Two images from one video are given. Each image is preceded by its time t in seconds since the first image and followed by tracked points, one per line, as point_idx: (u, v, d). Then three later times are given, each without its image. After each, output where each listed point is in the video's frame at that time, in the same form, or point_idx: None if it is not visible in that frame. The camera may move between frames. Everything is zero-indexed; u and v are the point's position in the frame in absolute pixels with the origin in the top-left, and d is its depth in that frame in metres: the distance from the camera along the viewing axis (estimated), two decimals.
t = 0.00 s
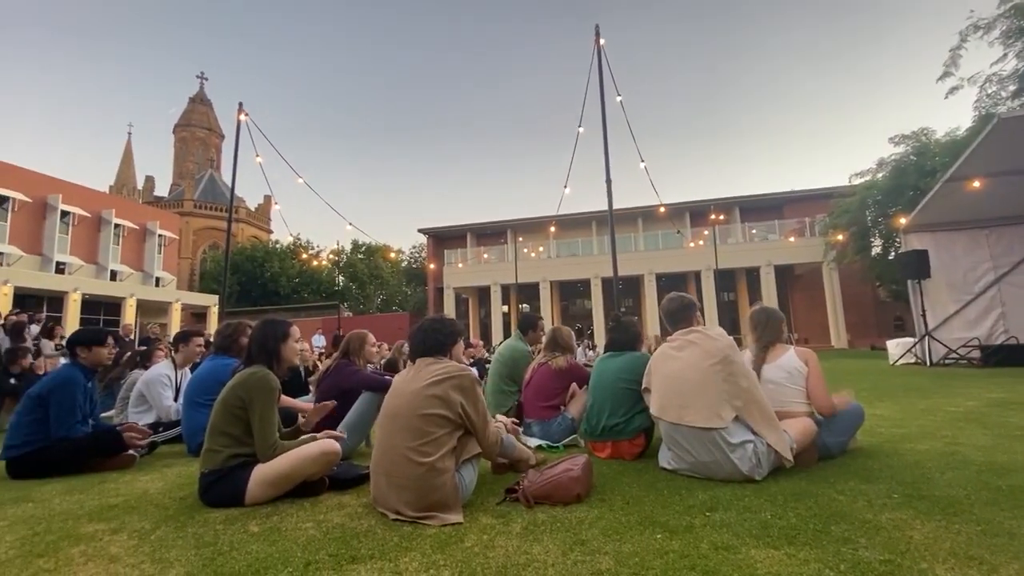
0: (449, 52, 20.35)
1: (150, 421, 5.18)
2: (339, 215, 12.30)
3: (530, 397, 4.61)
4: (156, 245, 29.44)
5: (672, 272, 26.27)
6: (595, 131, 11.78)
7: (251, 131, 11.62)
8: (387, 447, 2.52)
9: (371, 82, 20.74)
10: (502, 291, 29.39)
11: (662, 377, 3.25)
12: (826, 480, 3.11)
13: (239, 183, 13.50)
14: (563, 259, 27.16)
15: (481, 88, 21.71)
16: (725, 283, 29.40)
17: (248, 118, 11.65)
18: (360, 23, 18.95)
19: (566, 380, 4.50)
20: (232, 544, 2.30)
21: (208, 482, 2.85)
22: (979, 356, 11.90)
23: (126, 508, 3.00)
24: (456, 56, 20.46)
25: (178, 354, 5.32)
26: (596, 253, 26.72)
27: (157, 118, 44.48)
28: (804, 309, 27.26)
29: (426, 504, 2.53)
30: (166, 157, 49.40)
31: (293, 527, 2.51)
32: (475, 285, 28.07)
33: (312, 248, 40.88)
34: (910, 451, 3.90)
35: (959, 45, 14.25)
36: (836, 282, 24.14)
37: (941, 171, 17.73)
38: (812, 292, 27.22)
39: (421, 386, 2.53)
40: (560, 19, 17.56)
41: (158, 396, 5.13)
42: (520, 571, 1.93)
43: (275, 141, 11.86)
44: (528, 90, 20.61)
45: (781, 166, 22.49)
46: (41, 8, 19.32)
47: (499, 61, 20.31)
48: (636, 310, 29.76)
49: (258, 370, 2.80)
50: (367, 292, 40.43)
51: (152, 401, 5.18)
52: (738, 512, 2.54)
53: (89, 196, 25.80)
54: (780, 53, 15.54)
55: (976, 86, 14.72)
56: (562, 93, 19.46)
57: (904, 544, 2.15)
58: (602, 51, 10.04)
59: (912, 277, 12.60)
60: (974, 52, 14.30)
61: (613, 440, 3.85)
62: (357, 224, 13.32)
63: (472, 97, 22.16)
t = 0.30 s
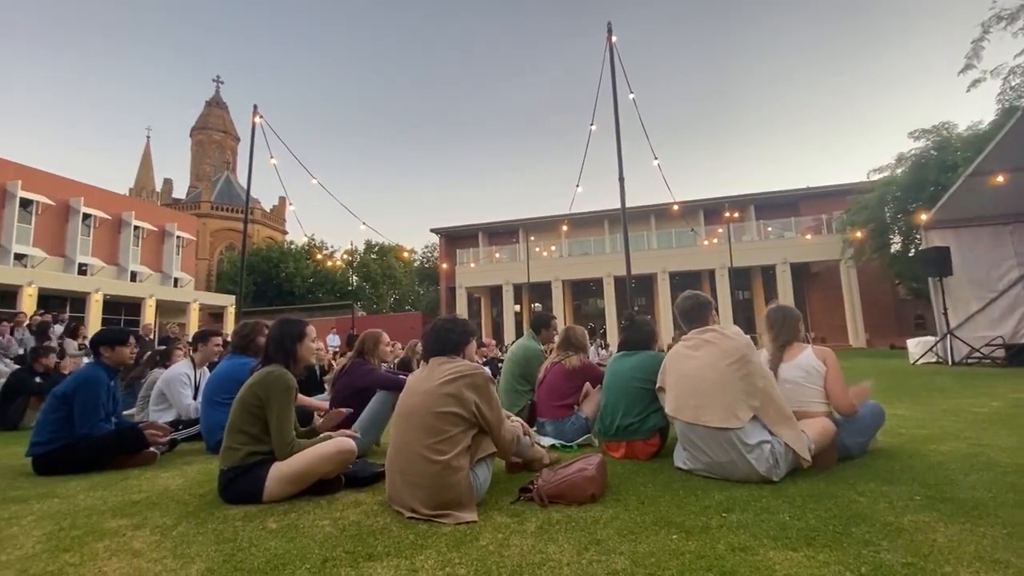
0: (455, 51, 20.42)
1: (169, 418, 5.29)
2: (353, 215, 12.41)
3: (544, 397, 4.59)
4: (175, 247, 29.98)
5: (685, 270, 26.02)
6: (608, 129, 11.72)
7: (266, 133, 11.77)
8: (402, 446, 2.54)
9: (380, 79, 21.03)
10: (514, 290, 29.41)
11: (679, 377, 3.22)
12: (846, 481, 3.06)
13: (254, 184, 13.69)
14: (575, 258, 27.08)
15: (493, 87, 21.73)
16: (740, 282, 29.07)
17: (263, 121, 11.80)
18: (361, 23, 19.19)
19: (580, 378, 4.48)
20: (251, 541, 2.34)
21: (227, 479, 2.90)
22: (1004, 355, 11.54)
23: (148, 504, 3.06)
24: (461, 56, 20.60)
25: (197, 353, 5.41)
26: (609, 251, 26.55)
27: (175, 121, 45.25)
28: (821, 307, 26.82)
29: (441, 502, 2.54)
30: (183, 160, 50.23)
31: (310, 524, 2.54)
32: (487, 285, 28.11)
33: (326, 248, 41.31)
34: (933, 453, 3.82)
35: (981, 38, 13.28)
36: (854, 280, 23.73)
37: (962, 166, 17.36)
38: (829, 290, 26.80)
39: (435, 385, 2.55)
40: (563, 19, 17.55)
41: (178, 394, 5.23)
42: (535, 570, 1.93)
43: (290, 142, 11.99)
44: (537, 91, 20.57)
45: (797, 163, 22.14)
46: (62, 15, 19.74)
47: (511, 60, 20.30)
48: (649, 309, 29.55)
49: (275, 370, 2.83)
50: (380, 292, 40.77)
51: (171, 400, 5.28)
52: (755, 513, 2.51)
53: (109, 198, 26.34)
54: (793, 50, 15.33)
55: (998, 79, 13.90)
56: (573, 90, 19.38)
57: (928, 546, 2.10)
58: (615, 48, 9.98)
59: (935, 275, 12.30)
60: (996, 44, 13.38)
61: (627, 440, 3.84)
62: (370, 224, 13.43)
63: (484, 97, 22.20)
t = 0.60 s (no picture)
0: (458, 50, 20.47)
1: (187, 415, 5.38)
2: (365, 216, 12.48)
3: (556, 396, 4.58)
4: (191, 248, 30.43)
5: (699, 269, 25.77)
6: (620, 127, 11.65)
7: (280, 134, 11.90)
8: (417, 444, 2.55)
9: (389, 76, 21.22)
10: (525, 290, 29.37)
11: (693, 376, 3.18)
12: (865, 483, 3.01)
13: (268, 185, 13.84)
14: (587, 257, 26.97)
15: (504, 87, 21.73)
16: (754, 280, 28.72)
17: (277, 122, 11.93)
18: (370, 23, 19.30)
19: (593, 377, 4.47)
20: (269, 537, 2.37)
21: (244, 477, 2.93)
22: None
23: (168, 500, 3.12)
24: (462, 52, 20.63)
25: (214, 352, 5.49)
26: (621, 250, 26.37)
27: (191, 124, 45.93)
28: (838, 305, 26.40)
29: (455, 501, 2.54)
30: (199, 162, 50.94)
31: (326, 521, 2.57)
32: (499, 284, 28.11)
33: (339, 248, 41.69)
34: (955, 453, 3.74)
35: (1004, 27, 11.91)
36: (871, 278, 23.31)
37: (984, 161, 16.96)
38: (846, 289, 26.36)
39: (448, 383, 2.56)
40: (564, 19, 17.49)
41: (196, 393, 5.31)
42: (549, 570, 1.92)
43: (303, 144, 12.10)
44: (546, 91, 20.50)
45: (812, 160, 21.76)
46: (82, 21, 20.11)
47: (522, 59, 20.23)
48: (661, 308, 29.32)
49: (289, 368, 2.86)
50: (392, 292, 41.06)
51: (189, 398, 5.36)
52: (772, 514, 2.47)
53: (127, 200, 26.84)
54: (806, 46, 15.10)
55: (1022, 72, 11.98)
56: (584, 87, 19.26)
57: (951, 550, 2.05)
58: (627, 45, 9.91)
59: (955, 273, 12.02)
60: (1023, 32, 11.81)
61: (641, 439, 3.82)
62: (382, 224, 13.49)
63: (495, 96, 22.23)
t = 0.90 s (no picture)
0: (462, 48, 20.66)
1: (204, 413, 5.46)
2: (377, 216, 12.56)
3: (568, 395, 4.57)
4: (206, 248, 30.86)
5: (711, 267, 25.53)
6: (631, 124, 11.58)
7: (293, 136, 12.03)
8: (429, 442, 2.56)
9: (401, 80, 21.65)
10: (536, 289, 29.35)
11: (707, 375, 3.15)
12: (885, 484, 2.96)
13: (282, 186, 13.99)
14: (597, 256, 26.85)
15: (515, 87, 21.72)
16: (768, 278, 28.38)
17: (290, 124, 12.04)
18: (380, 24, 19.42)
19: (606, 376, 4.44)
20: (284, 535, 2.38)
21: (260, 474, 2.97)
22: None
23: (186, 497, 3.16)
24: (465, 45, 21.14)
25: (229, 351, 5.57)
26: (632, 248, 26.22)
27: (206, 126, 46.60)
28: (854, 303, 26.00)
29: (468, 499, 2.54)
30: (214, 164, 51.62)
31: (341, 519, 2.59)
32: (510, 283, 28.11)
33: (351, 248, 42.03)
34: (977, 454, 3.66)
35: None
36: (888, 276, 22.93)
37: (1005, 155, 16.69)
38: (862, 287, 25.93)
39: (459, 382, 2.56)
40: (565, 15, 17.60)
41: (212, 391, 5.39)
42: (564, 569, 1.92)
43: (316, 145, 12.22)
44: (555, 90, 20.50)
45: (828, 157, 21.42)
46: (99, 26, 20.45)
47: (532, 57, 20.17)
48: (673, 306, 29.10)
49: (303, 367, 2.89)
50: (403, 291, 41.33)
51: (206, 396, 5.44)
52: (790, 515, 2.44)
53: (144, 202, 27.33)
54: (818, 40, 14.90)
55: None
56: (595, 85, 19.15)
57: (975, 552, 2.01)
58: (638, 42, 9.86)
59: (976, 271, 11.76)
60: None
61: (654, 439, 3.79)
62: (394, 224, 13.57)
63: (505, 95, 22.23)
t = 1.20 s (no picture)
0: (460, 48, 20.59)
1: (220, 411, 5.55)
2: (389, 217, 12.63)
3: (580, 395, 4.55)
4: (220, 249, 31.27)
5: (723, 266, 25.28)
6: (642, 123, 11.50)
7: (305, 137, 12.15)
8: (440, 442, 2.57)
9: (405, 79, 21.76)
10: (547, 288, 29.31)
11: (721, 375, 3.12)
12: (904, 486, 2.90)
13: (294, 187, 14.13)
14: (608, 255, 26.74)
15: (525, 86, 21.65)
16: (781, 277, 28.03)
17: (302, 125, 12.18)
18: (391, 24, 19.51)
19: (618, 376, 4.42)
20: (300, 532, 2.41)
21: (275, 472, 3.00)
22: None
23: (203, 494, 3.21)
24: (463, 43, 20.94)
25: (244, 351, 5.64)
26: (643, 247, 26.06)
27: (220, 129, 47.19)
28: (869, 302, 25.59)
29: (481, 499, 2.55)
30: (228, 166, 52.28)
31: (355, 517, 2.60)
32: (520, 283, 28.09)
33: (362, 249, 42.32)
34: (999, 457, 3.57)
35: None
36: (905, 274, 22.53)
37: None
38: (878, 286, 25.52)
39: (470, 382, 2.56)
40: (563, 16, 17.44)
41: (228, 390, 5.46)
42: (577, 569, 1.91)
43: (328, 146, 12.32)
44: (559, 92, 20.26)
45: (843, 155, 21.09)
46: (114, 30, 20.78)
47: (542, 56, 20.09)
48: (685, 306, 28.88)
49: (317, 365, 2.91)
50: (414, 291, 41.55)
51: (221, 395, 5.52)
52: (807, 516, 2.41)
53: (160, 204, 27.79)
54: (832, 35, 14.66)
55: None
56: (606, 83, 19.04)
57: (997, 555, 1.97)
58: (649, 40, 9.79)
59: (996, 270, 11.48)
60: None
61: (667, 439, 3.76)
62: (405, 224, 13.61)
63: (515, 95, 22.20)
